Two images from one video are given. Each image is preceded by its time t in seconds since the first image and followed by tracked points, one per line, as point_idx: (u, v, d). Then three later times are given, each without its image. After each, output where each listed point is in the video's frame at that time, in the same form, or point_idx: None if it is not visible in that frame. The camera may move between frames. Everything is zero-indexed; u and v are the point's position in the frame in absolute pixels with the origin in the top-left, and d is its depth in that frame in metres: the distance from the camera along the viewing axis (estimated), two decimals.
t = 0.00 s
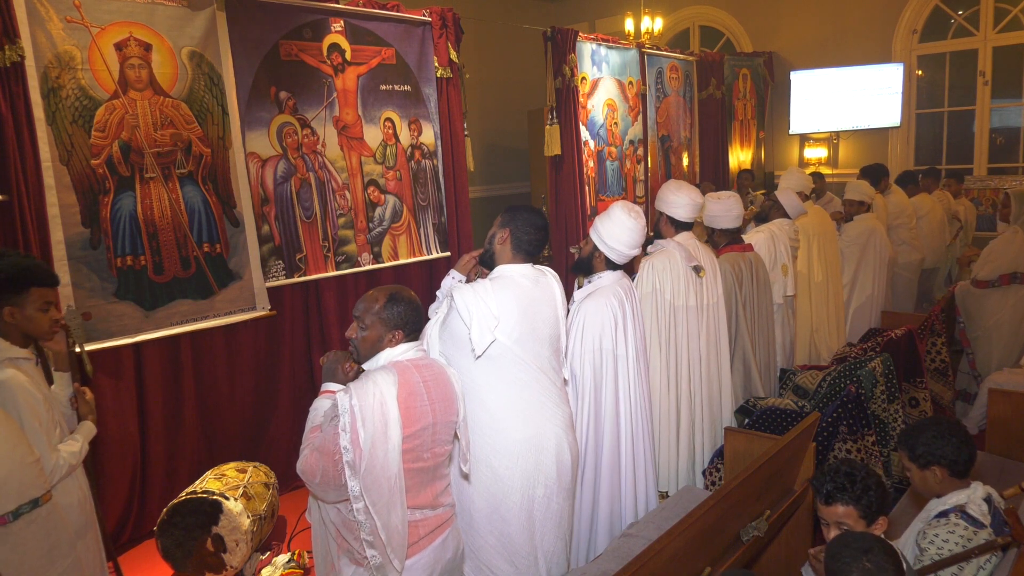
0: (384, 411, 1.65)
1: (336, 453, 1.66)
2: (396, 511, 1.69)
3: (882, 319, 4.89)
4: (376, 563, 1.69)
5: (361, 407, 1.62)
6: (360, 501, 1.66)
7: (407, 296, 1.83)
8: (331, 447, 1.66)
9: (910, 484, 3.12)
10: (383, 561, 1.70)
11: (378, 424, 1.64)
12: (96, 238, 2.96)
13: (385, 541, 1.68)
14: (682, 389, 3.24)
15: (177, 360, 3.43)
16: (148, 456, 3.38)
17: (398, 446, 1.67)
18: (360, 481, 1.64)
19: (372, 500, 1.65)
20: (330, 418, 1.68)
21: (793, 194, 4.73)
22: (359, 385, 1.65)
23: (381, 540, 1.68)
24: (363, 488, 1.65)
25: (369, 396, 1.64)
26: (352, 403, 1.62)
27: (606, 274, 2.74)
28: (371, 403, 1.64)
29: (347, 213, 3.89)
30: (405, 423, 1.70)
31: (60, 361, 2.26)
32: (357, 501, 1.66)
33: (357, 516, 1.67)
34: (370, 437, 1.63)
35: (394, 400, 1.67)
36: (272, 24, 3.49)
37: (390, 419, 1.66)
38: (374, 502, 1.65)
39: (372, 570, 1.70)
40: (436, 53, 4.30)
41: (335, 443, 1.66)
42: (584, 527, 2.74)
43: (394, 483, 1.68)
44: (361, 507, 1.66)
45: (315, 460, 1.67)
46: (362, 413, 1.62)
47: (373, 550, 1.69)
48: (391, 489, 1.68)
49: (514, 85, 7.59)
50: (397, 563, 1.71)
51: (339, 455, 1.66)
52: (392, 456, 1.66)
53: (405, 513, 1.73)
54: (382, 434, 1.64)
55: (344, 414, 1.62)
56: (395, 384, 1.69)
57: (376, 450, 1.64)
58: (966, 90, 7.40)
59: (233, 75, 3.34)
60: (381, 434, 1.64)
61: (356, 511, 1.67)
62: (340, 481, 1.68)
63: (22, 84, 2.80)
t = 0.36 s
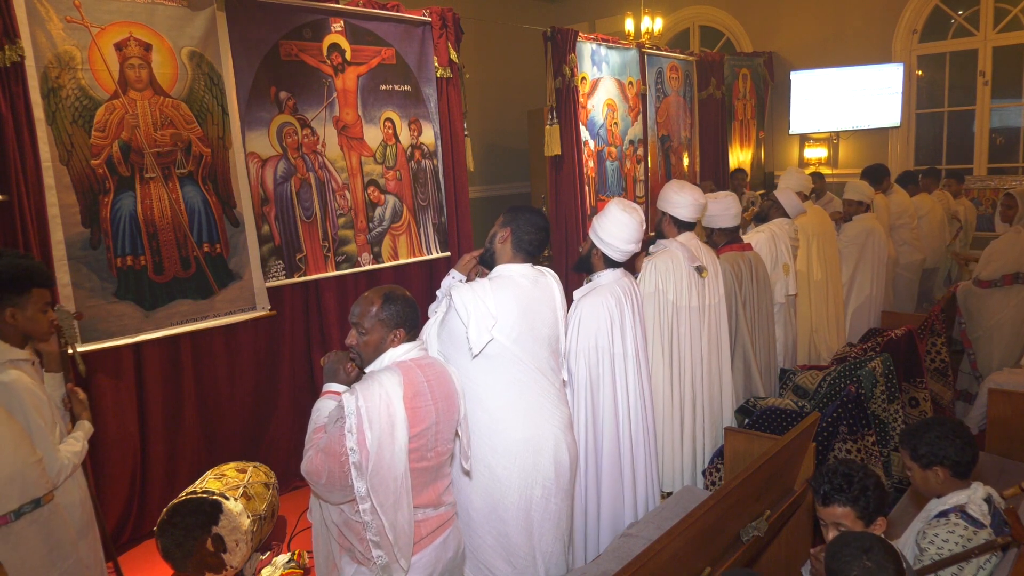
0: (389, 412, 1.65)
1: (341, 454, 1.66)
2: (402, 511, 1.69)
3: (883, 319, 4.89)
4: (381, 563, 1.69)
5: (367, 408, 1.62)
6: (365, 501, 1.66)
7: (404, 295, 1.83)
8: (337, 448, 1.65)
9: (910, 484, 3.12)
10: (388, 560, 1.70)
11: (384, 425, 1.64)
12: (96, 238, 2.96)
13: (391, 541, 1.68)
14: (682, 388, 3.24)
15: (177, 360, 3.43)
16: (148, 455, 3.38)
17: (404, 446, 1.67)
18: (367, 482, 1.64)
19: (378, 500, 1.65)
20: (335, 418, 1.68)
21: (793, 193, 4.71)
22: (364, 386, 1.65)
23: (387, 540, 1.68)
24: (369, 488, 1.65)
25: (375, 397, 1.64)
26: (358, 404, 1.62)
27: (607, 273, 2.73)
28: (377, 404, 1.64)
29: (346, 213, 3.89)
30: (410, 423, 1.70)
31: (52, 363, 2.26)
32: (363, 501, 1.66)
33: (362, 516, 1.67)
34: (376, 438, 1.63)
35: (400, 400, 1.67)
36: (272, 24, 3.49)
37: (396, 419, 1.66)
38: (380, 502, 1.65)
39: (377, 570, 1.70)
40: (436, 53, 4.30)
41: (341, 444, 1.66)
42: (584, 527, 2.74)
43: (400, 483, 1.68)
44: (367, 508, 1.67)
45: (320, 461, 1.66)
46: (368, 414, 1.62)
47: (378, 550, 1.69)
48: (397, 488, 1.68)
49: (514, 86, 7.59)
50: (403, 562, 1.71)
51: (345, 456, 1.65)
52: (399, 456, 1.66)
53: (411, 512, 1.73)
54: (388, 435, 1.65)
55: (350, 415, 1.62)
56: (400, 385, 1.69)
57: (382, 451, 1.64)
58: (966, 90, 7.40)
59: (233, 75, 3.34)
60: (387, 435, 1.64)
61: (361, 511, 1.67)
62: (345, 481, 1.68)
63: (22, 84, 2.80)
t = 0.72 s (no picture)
0: (389, 412, 1.65)
1: (342, 454, 1.66)
2: (403, 511, 1.69)
3: (883, 319, 4.89)
4: (382, 562, 1.69)
5: (368, 408, 1.62)
6: (366, 501, 1.66)
7: (403, 294, 1.83)
8: (338, 447, 1.65)
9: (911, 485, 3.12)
10: (390, 560, 1.70)
11: (384, 425, 1.64)
12: (96, 238, 2.96)
13: (392, 541, 1.68)
14: (682, 388, 3.24)
15: (177, 360, 3.43)
16: (148, 456, 3.38)
17: (404, 446, 1.67)
18: (367, 482, 1.64)
19: (379, 500, 1.65)
20: (336, 418, 1.68)
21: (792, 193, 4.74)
22: (365, 386, 1.65)
23: (388, 540, 1.68)
24: (370, 489, 1.65)
25: (375, 398, 1.64)
26: (358, 404, 1.62)
27: (608, 273, 2.73)
28: (377, 404, 1.64)
29: (346, 213, 3.89)
30: (410, 423, 1.70)
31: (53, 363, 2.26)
32: (364, 501, 1.66)
33: (363, 516, 1.67)
34: (376, 438, 1.63)
35: (400, 400, 1.67)
36: (272, 24, 3.49)
37: (396, 419, 1.66)
38: (381, 502, 1.65)
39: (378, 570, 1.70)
40: (436, 53, 4.30)
41: (341, 444, 1.66)
42: (584, 527, 2.74)
43: (400, 483, 1.68)
44: (368, 508, 1.67)
45: (321, 461, 1.66)
46: (369, 414, 1.62)
47: (379, 550, 1.69)
48: (398, 488, 1.68)
49: (514, 86, 7.59)
50: (404, 562, 1.71)
51: (345, 456, 1.65)
52: (399, 456, 1.66)
53: (411, 512, 1.73)
54: (388, 435, 1.64)
55: (350, 416, 1.62)
56: (401, 385, 1.69)
57: (382, 451, 1.64)
58: (966, 90, 7.40)
59: (233, 75, 3.34)
60: (387, 435, 1.64)
61: (362, 511, 1.67)
62: (346, 481, 1.68)
63: (22, 84, 2.80)
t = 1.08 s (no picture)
0: (386, 413, 1.65)
1: (339, 455, 1.66)
2: (400, 513, 1.69)
3: (882, 319, 4.89)
4: (381, 563, 1.70)
5: (364, 410, 1.62)
6: (363, 503, 1.66)
7: (400, 295, 1.83)
8: (335, 449, 1.65)
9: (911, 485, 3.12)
10: (387, 561, 1.70)
11: (380, 427, 1.63)
12: (96, 238, 2.96)
13: (390, 542, 1.68)
14: (682, 388, 3.24)
15: (177, 360, 3.43)
16: (148, 456, 3.38)
17: (401, 447, 1.67)
18: (364, 483, 1.64)
19: (376, 502, 1.65)
20: (334, 420, 1.68)
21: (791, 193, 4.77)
22: (362, 387, 1.65)
23: (386, 542, 1.68)
24: (367, 490, 1.65)
25: (372, 399, 1.63)
26: (355, 406, 1.62)
27: (609, 272, 2.73)
28: (373, 406, 1.63)
29: (346, 213, 3.89)
30: (408, 424, 1.69)
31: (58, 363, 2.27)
32: (361, 502, 1.66)
33: (361, 517, 1.68)
34: (373, 439, 1.63)
35: (397, 402, 1.67)
36: (271, 24, 3.49)
37: (393, 421, 1.65)
38: (378, 504, 1.65)
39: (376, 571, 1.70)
40: (436, 53, 4.30)
41: (338, 445, 1.66)
42: (585, 527, 2.73)
43: (398, 484, 1.68)
44: (365, 509, 1.67)
45: (319, 461, 1.67)
46: (365, 416, 1.62)
47: (377, 551, 1.70)
48: (395, 490, 1.68)
49: (514, 86, 7.59)
50: (402, 563, 1.71)
51: (342, 457, 1.66)
52: (396, 458, 1.66)
53: (410, 513, 1.73)
54: (385, 436, 1.64)
55: (346, 417, 1.62)
56: (398, 386, 1.69)
57: (379, 452, 1.64)
58: (966, 90, 7.40)
59: (233, 75, 3.34)
60: (383, 437, 1.64)
61: (360, 513, 1.67)
62: (344, 482, 1.68)
63: (22, 84, 2.80)
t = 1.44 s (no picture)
0: (383, 415, 1.64)
1: (337, 457, 1.66)
2: (399, 515, 1.69)
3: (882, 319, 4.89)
4: (379, 565, 1.70)
5: (362, 411, 1.62)
6: (361, 505, 1.66)
7: (398, 295, 1.83)
8: (333, 451, 1.65)
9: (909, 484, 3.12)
10: (386, 563, 1.70)
11: (378, 428, 1.63)
12: (96, 238, 2.96)
13: (388, 543, 1.69)
14: (682, 387, 3.23)
15: (177, 360, 3.43)
16: (148, 455, 3.38)
17: (399, 449, 1.67)
18: (362, 485, 1.64)
19: (374, 504, 1.65)
20: (331, 421, 1.68)
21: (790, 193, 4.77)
22: (359, 389, 1.64)
23: (384, 544, 1.68)
24: (365, 492, 1.65)
25: (369, 401, 1.63)
26: (353, 407, 1.62)
27: (603, 274, 2.73)
28: (371, 407, 1.63)
29: (346, 213, 3.89)
30: (406, 426, 1.69)
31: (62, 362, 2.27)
32: (359, 504, 1.66)
33: (359, 519, 1.68)
34: (370, 441, 1.63)
35: (395, 404, 1.67)
36: (272, 24, 3.49)
37: (390, 423, 1.65)
38: (376, 506, 1.65)
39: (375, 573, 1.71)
40: (436, 53, 4.30)
41: (336, 447, 1.66)
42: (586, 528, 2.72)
43: (396, 486, 1.68)
44: (363, 511, 1.67)
45: (317, 463, 1.67)
46: (362, 417, 1.62)
47: (376, 553, 1.70)
48: (394, 492, 1.68)
49: (515, 85, 7.59)
50: (400, 565, 1.71)
51: (340, 459, 1.66)
52: (394, 460, 1.66)
53: (408, 515, 1.73)
54: (383, 438, 1.64)
55: (344, 418, 1.62)
56: (396, 388, 1.69)
57: (377, 454, 1.64)
58: (966, 90, 7.40)
59: (233, 75, 3.34)
60: (381, 438, 1.64)
61: (358, 515, 1.67)
62: (342, 484, 1.68)
63: (22, 84, 2.80)
